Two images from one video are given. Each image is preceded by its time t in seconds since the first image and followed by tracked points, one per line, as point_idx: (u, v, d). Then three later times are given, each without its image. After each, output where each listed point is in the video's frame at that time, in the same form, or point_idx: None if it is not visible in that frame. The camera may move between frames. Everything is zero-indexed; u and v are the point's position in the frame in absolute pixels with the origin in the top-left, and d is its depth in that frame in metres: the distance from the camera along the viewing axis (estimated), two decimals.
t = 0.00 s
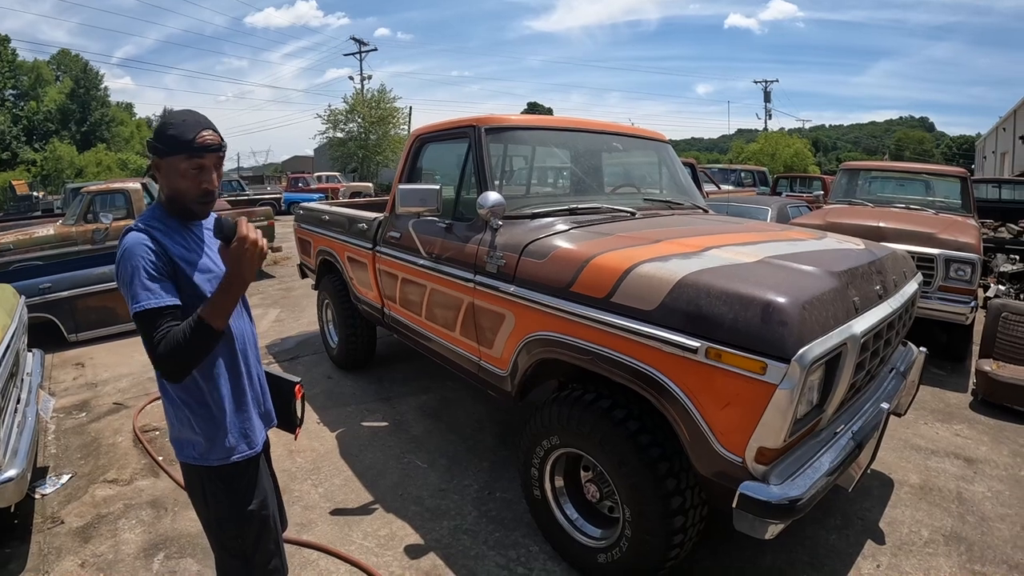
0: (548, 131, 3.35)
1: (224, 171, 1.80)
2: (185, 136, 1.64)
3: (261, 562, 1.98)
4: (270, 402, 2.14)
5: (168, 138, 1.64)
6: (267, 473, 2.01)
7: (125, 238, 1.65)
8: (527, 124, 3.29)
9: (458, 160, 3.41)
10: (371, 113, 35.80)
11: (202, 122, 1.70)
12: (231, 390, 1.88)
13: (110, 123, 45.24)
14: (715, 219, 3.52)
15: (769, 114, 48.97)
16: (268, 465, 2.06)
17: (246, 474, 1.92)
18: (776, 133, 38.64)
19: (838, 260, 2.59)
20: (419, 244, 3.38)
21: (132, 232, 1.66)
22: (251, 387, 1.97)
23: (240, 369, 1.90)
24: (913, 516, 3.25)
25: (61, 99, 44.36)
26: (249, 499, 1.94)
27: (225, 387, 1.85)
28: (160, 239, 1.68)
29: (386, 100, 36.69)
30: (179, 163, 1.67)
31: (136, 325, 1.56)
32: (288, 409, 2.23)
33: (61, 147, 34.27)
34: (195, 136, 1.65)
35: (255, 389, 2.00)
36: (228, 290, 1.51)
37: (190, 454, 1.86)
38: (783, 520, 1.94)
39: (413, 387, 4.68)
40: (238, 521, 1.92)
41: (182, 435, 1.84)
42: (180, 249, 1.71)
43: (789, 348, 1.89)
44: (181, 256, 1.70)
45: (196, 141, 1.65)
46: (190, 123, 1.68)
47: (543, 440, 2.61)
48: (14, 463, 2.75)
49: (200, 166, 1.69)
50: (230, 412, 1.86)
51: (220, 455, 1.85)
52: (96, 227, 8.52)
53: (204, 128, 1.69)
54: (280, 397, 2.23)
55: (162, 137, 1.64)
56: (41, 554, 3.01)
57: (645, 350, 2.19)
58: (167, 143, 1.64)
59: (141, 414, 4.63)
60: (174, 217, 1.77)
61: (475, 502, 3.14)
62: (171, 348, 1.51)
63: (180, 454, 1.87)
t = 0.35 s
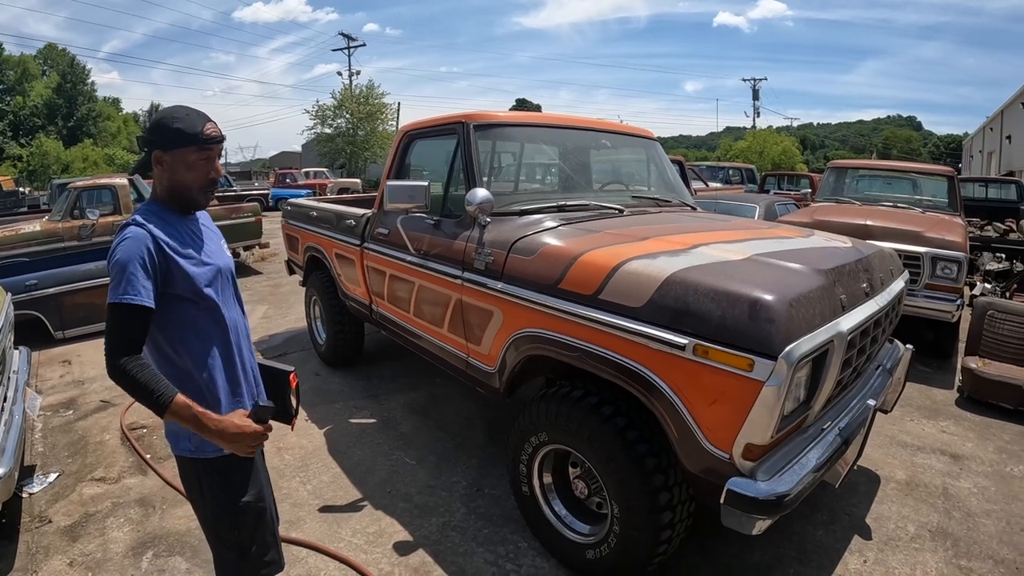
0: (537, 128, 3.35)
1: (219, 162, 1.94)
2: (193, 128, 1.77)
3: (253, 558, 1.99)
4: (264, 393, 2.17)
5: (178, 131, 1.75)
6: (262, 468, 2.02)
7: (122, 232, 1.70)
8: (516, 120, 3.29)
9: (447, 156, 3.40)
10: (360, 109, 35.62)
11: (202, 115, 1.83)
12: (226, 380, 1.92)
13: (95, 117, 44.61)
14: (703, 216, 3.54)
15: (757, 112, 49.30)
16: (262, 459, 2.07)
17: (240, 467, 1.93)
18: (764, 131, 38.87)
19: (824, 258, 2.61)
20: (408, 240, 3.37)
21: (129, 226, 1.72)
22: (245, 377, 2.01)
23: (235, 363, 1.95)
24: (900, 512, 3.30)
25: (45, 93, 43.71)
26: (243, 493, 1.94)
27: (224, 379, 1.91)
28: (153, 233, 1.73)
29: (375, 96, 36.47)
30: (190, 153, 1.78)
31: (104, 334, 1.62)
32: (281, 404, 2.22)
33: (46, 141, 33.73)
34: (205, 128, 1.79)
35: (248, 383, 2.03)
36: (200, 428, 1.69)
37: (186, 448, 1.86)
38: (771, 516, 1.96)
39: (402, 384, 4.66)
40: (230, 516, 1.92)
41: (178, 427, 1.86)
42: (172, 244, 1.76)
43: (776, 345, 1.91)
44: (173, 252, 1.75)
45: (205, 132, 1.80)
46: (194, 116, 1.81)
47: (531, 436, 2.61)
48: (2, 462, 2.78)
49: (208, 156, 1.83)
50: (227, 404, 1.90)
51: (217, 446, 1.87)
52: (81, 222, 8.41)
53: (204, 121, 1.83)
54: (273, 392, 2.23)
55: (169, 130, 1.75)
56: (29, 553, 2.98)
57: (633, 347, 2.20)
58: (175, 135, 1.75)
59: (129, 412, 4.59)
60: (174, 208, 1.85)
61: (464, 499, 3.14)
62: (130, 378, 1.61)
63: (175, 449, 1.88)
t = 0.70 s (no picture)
0: (535, 123, 3.34)
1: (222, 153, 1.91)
2: (198, 119, 1.76)
3: (254, 552, 1.98)
4: (264, 388, 2.16)
5: (182, 121, 1.73)
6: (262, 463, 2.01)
7: (126, 227, 1.68)
8: (514, 115, 3.28)
9: (444, 152, 3.39)
10: (354, 105, 35.48)
11: (205, 106, 1.81)
12: (227, 375, 1.90)
13: (87, 113, 44.25)
14: (701, 212, 3.53)
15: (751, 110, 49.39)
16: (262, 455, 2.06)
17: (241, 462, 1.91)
18: (759, 129, 38.96)
19: (824, 254, 2.61)
20: (405, 236, 3.35)
21: (134, 219, 1.70)
22: (245, 372, 1.99)
23: (236, 359, 1.93)
24: (897, 508, 3.31)
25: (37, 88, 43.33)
26: (244, 489, 1.93)
27: (225, 376, 1.90)
28: (157, 227, 1.71)
29: (370, 92, 36.32)
30: (195, 144, 1.77)
31: (118, 330, 1.61)
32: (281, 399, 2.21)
33: (37, 137, 33.42)
34: (210, 118, 1.77)
35: (249, 379, 2.02)
36: (172, 466, 1.68)
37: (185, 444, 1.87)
38: (771, 511, 1.96)
39: (398, 380, 4.64)
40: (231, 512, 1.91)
41: (177, 423, 1.86)
42: (177, 239, 1.75)
43: (779, 341, 1.90)
44: (178, 247, 1.73)
45: (209, 123, 1.78)
46: (197, 107, 1.79)
47: (530, 433, 2.60)
48: None
49: (213, 147, 1.81)
50: (227, 400, 1.89)
51: (215, 442, 1.87)
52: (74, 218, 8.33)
53: (208, 113, 1.81)
54: (272, 386, 2.22)
55: (173, 120, 1.73)
56: (24, 551, 2.95)
57: (634, 343, 2.19)
58: (180, 125, 1.73)
59: (123, 409, 4.55)
60: (178, 199, 1.83)
61: (462, 495, 3.13)
62: (141, 381, 1.61)
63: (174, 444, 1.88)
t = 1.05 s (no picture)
0: (532, 122, 3.32)
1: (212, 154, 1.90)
2: (185, 119, 1.74)
3: (250, 554, 1.97)
4: (255, 391, 2.14)
5: (169, 122, 1.72)
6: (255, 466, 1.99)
7: (116, 228, 1.66)
8: (510, 114, 3.26)
9: (440, 151, 3.37)
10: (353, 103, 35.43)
11: (192, 106, 1.80)
12: (218, 379, 1.89)
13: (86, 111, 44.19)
14: (697, 212, 3.52)
15: (751, 108, 49.36)
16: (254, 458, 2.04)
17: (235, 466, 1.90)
18: (758, 127, 38.92)
19: (821, 254, 2.59)
20: (400, 236, 3.33)
21: (125, 221, 1.68)
22: (235, 376, 1.98)
23: (226, 362, 1.92)
24: (894, 509, 3.29)
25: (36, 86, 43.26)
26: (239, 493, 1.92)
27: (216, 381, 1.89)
28: (149, 229, 1.70)
29: (369, 90, 36.27)
30: (183, 144, 1.75)
31: (116, 332, 1.60)
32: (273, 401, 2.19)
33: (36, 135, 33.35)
34: (197, 118, 1.76)
35: (240, 383, 2.01)
36: (188, 461, 1.71)
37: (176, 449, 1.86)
38: (766, 515, 1.94)
39: (395, 380, 4.63)
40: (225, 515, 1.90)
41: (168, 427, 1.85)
42: (169, 241, 1.73)
43: (774, 343, 1.89)
44: (170, 249, 1.72)
45: (196, 123, 1.76)
46: (183, 107, 1.78)
47: (525, 434, 2.59)
48: None
49: (201, 147, 1.80)
50: (217, 405, 1.88)
51: (206, 447, 1.87)
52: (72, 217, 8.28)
53: (196, 113, 1.80)
54: (265, 389, 2.20)
55: (161, 121, 1.71)
56: (19, 553, 2.94)
57: (628, 345, 2.17)
58: (167, 126, 1.72)
59: (120, 409, 4.53)
60: (168, 201, 1.81)
61: (458, 496, 3.12)
62: (142, 382, 1.59)
63: (165, 449, 1.88)
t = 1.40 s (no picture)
0: (523, 121, 3.29)
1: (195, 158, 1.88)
2: (169, 123, 1.73)
3: (236, 557, 1.96)
4: (241, 394, 2.13)
5: (152, 125, 1.70)
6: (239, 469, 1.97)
7: (101, 232, 1.65)
8: (501, 113, 3.23)
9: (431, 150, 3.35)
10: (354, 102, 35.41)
11: (177, 109, 1.78)
12: (205, 382, 1.87)
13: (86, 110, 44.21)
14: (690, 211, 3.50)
15: (751, 107, 49.28)
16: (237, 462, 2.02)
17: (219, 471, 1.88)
18: (759, 126, 38.85)
19: (813, 255, 2.56)
20: (390, 235, 3.32)
21: (109, 225, 1.67)
22: (222, 379, 1.96)
23: (212, 366, 1.90)
24: (887, 511, 3.27)
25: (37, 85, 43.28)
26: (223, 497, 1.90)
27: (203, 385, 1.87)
28: (134, 232, 1.68)
29: (369, 89, 36.25)
30: (166, 148, 1.74)
31: (100, 340, 1.58)
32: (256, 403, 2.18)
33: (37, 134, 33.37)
34: (182, 122, 1.75)
35: (226, 386, 1.99)
36: (177, 468, 1.70)
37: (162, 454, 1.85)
38: (753, 521, 1.92)
39: (388, 380, 4.61)
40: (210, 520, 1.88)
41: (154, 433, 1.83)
42: (155, 244, 1.72)
43: (760, 346, 1.87)
44: (156, 253, 1.71)
45: (181, 127, 1.75)
46: (168, 111, 1.77)
47: (513, 436, 2.57)
48: None
49: (184, 151, 1.78)
50: (203, 409, 1.86)
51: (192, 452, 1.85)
52: (69, 218, 8.26)
53: (181, 117, 1.79)
54: (249, 391, 2.18)
55: (145, 124, 1.70)
56: (10, 553, 2.93)
57: (615, 347, 2.15)
58: (151, 129, 1.70)
59: (114, 409, 4.53)
60: (150, 204, 1.79)
61: (449, 498, 3.10)
62: (129, 389, 1.58)
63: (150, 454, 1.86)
